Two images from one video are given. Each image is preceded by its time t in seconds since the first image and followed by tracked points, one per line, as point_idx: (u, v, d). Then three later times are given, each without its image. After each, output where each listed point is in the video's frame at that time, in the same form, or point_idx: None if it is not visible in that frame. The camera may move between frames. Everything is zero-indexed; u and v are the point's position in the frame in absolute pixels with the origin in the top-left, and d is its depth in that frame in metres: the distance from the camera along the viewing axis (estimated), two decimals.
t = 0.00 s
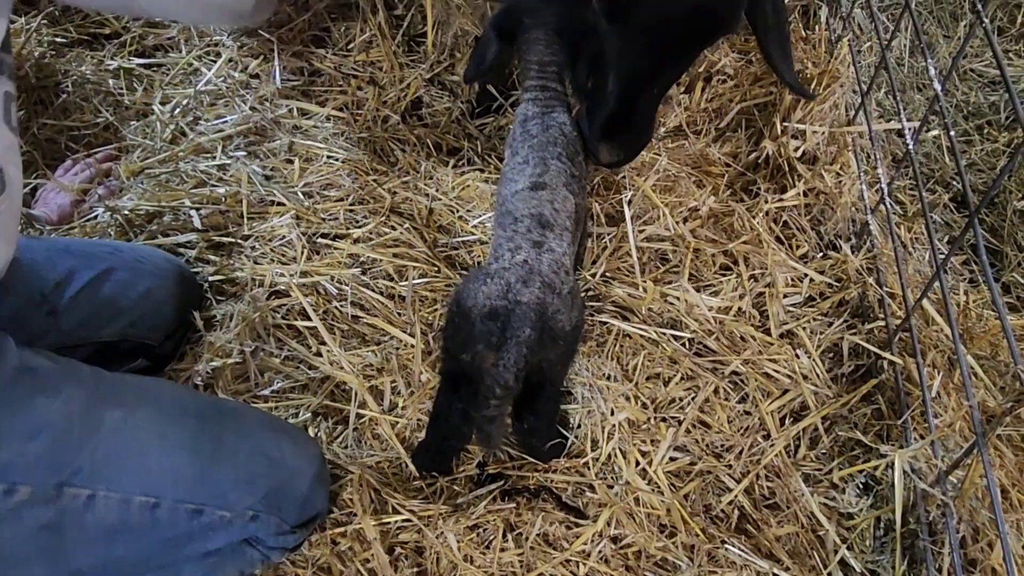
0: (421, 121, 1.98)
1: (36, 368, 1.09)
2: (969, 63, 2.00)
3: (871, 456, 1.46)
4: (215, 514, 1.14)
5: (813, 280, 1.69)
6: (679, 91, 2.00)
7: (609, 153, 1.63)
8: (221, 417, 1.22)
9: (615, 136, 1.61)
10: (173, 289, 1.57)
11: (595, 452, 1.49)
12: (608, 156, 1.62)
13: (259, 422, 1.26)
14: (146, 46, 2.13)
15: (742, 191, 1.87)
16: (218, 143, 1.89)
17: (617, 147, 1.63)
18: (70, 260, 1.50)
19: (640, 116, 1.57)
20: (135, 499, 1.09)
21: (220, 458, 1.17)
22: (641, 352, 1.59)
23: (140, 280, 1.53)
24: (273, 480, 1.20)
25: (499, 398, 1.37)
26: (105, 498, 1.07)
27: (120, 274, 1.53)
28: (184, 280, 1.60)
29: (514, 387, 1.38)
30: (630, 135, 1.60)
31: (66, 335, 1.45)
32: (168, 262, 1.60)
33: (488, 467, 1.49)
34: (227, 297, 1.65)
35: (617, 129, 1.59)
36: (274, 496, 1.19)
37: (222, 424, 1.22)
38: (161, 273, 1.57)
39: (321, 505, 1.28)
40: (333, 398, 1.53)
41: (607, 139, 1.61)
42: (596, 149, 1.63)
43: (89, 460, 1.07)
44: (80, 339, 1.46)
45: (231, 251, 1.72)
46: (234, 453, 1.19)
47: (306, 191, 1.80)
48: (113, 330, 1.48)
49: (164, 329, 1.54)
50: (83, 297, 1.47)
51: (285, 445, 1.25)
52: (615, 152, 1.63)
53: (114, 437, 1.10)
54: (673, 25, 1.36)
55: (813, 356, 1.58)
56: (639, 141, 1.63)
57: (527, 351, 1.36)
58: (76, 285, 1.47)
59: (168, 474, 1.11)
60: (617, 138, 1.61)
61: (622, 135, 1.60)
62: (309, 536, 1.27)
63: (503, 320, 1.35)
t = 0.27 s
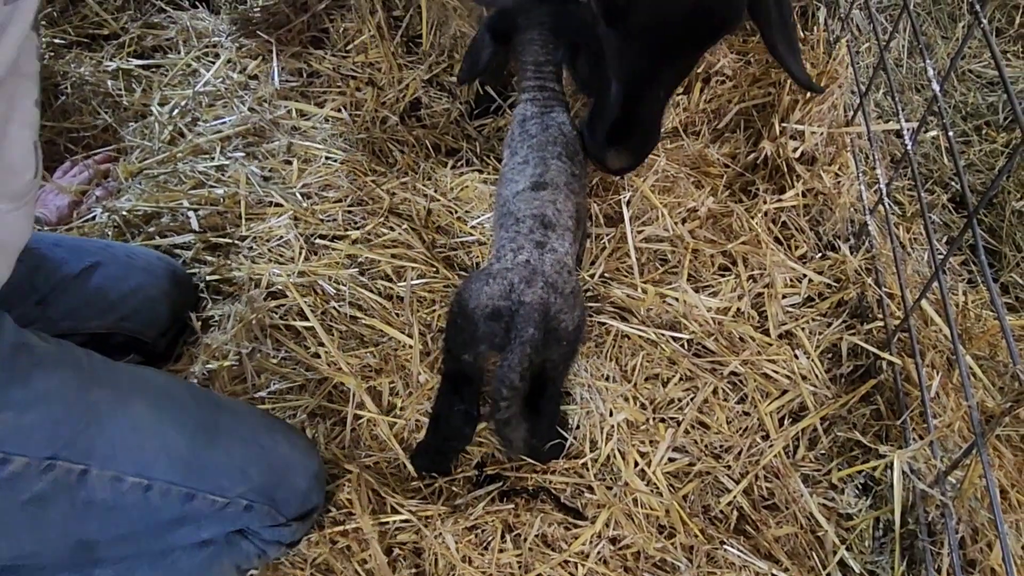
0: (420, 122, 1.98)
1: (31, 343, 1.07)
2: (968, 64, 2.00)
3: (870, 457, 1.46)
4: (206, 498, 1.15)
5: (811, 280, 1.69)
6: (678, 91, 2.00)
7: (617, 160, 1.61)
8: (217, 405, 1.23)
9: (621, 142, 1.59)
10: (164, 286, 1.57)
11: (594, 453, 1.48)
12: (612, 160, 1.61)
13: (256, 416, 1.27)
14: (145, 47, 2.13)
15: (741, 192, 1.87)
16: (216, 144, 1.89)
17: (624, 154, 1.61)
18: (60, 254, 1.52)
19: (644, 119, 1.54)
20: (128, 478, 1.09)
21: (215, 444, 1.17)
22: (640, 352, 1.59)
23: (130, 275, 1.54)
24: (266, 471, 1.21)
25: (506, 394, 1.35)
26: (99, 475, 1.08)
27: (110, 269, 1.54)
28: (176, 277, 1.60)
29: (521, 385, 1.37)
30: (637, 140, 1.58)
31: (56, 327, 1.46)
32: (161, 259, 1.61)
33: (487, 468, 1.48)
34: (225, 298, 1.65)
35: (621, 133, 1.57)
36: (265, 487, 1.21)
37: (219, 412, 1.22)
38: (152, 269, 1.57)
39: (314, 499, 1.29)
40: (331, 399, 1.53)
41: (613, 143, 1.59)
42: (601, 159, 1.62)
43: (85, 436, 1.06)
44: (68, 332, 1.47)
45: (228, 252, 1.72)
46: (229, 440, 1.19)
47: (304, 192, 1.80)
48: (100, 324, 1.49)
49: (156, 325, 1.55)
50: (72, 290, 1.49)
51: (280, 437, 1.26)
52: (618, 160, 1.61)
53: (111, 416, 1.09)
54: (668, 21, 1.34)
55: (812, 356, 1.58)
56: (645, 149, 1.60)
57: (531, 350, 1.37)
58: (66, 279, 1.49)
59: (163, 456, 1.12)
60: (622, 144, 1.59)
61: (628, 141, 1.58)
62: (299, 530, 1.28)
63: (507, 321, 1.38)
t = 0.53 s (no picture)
0: (419, 124, 1.98)
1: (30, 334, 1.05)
2: (967, 66, 2.01)
3: (869, 459, 1.46)
4: (203, 494, 1.16)
5: (811, 282, 1.69)
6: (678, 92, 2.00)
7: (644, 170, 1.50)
8: (211, 404, 1.21)
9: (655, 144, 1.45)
10: (163, 284, 1.57)
11: (594, 455, 1.49)
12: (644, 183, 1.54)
13: (250, 414, 1.26)
14: (145, 49, 2.13)
15: (740, 194, 1.87)
16: (216, 146, 1.89)
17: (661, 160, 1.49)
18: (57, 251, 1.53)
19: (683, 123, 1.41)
20: (126, 473, 1.09)
21: (213, 441, 1.17)
22: (640, 354, 1.59)
23: (128, 273, 1.56)
24: (263, 469, 1.21)
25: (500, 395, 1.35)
26: (97, 469, 1.07)
27: (109, 267, 1.56)
28: (175, 275, 1.61)
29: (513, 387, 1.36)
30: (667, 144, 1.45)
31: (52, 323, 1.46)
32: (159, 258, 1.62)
33: (486, 470, 1.48)
34: (225, 301, 1.65)
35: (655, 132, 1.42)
36: (262, 485, 1.21)
37: (214, 411, 1.21)
38: (150, 267, 1.58)
39: (312, 497, 1.29)
40: (330, 402, 1.53)
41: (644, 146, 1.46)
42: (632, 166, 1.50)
43: (84, 430, 1.05)
44: (66, 329, 1.47)
45: (227, 254, 1.72)
46: (226, 437, 1.19)
47: (303, 194, 1.80)
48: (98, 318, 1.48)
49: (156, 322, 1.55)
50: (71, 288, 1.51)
51: (276, 435, 1.26)
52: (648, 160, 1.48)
53: (111, 411, 1.08)
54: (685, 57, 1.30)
55: (812, 358, 1.58)
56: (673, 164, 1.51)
57: (526, 352, 1.36)
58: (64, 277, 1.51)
59: (162, 450, 1.11)
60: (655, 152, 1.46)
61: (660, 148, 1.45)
62: (296, 528, 1.28)
63: (503, 324, 1.35)
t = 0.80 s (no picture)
0: (418, 126, 1.98)
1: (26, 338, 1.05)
2: (964, 69, 2.01)
3: (868, 461, 1.47)
4: (201, 499, 1.16)
5: (810, 284, 1.69)
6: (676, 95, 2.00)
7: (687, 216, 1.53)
8: (211, 405, 1.21)
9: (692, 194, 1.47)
10: (161, 286, 1.57)
11: (593, 457, 1.48)
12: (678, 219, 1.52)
13: (248, 416, 1.25)
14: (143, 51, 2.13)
15: (738, 197, 1.86)
16: (214, 148, 1.89)
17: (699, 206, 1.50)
18: (55, 253, 1.54)
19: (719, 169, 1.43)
20: (123, 478, 1.09)
21: (210, 443, 1.16)
22: (638, 357, 1.59)
23: (126, 276, 1.56)
24: (261, 472, 1.21)
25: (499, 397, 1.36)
26: (94, 475, 1.07)
27: (107, 270, 1.56)
28: (173, 278, 1.61)
29: (512, 388, 1.37)
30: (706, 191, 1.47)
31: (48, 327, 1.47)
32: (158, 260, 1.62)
33: (485, 472, 1.48)
34: (223, 303, 1.65)
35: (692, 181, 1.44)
36: (260, 488, 1.21)
37: (213, 412, 1.21)
38: (148, 269, 1.59)
39: (310, 499, 1.29)
40: (329, 404, 1.53)
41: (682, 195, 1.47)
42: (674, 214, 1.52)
43: (81, 437, 1.05)
44: (63, 332, 1.47)
45: (225, 256, 1.72)
46: (224, 440, 1.18)
47: (302, 196, 1.80)
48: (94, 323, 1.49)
49: (153, 325, 1.55)
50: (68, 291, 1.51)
51: (273, 437, 1.26)
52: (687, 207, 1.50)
53: (108, 416, 1.08)
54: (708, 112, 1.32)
55: (810, 360, 1.58)
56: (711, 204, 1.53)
57: (524, 354, 1.37)
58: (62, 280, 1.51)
59: (159, 455, 1.11)
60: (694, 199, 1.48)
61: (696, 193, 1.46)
62: (294, 532, 1.29)
63: (501, 326, 1.36)
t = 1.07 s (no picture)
0: (416, 128, 1.98)
1: (23, 343, 1.07)
2: (961, 72, 2.02)
3: (865, 463, 1.47)
4: (200, 502, 1.16)
5: (808, 287, 1.69)
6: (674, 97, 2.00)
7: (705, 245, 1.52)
8: (211, 408, 1.22)
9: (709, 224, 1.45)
10: (159, 288, 1.57)
11: (590, 460, 1.49)
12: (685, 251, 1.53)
13: (247, 420, 1.26)
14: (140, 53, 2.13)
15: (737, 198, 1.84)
16: (212, 151, 1.89)
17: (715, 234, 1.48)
18: (54, 257, 1.54)
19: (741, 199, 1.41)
20: (121, 481, 1.10)
21: (209, 445, 1.17)
22: (636, 359, 1.59)
23: (124, 279, 1.57)
24: (260, 475, 1.21)
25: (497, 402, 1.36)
26: (92, 478, 1.08)
27: (105, 272, 1.56)
28: (171, 280, 1.61)
29: (509, 394, 1.38)
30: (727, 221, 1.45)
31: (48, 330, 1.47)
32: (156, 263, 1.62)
33: (483, 475, 1.48)
34: (221, 305, 1.65)
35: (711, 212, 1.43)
36: (258, 492, 1.21)
37: (213, 414, 1.21)
38: (146, 271, 1.58)
39: (309, 502, 1.28)
40: (327, 406, 1.53)
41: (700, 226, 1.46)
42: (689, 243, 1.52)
43: (79, 440, 1.07)
44: (61, 335, 1.48)
45: (223, 258, 1.72)
46: (223, 442, 1.19)
47: (300, 199, 1.80)
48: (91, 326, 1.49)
49: (151, 327, 1.54)
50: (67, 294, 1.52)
51: (272, 440, 1.26)
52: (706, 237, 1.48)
53: (106, 419, 1.09)
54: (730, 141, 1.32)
55: (807, 363, 1.58)
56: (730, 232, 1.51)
57: (523, 359, 1.37)
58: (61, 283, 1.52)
59: (157, 457, 1.12)
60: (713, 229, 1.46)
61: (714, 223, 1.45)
62: (292, 534, 1.28)
63: (501, 329, 1.36)
